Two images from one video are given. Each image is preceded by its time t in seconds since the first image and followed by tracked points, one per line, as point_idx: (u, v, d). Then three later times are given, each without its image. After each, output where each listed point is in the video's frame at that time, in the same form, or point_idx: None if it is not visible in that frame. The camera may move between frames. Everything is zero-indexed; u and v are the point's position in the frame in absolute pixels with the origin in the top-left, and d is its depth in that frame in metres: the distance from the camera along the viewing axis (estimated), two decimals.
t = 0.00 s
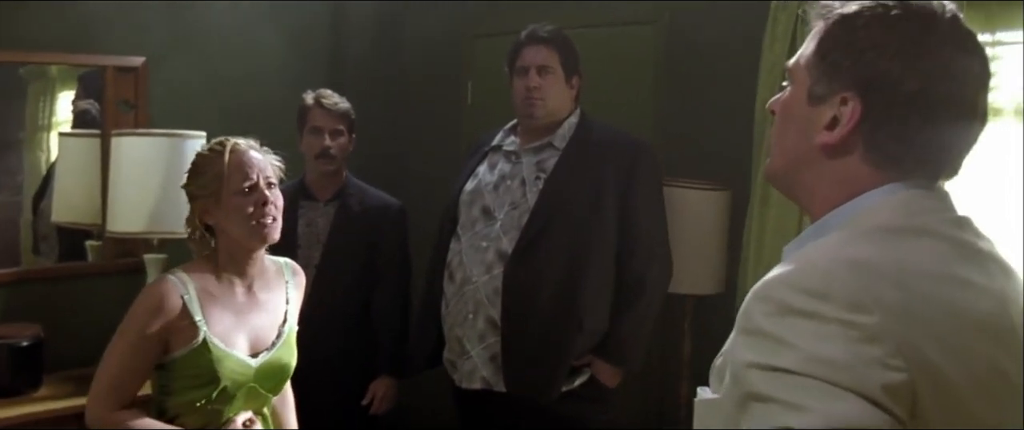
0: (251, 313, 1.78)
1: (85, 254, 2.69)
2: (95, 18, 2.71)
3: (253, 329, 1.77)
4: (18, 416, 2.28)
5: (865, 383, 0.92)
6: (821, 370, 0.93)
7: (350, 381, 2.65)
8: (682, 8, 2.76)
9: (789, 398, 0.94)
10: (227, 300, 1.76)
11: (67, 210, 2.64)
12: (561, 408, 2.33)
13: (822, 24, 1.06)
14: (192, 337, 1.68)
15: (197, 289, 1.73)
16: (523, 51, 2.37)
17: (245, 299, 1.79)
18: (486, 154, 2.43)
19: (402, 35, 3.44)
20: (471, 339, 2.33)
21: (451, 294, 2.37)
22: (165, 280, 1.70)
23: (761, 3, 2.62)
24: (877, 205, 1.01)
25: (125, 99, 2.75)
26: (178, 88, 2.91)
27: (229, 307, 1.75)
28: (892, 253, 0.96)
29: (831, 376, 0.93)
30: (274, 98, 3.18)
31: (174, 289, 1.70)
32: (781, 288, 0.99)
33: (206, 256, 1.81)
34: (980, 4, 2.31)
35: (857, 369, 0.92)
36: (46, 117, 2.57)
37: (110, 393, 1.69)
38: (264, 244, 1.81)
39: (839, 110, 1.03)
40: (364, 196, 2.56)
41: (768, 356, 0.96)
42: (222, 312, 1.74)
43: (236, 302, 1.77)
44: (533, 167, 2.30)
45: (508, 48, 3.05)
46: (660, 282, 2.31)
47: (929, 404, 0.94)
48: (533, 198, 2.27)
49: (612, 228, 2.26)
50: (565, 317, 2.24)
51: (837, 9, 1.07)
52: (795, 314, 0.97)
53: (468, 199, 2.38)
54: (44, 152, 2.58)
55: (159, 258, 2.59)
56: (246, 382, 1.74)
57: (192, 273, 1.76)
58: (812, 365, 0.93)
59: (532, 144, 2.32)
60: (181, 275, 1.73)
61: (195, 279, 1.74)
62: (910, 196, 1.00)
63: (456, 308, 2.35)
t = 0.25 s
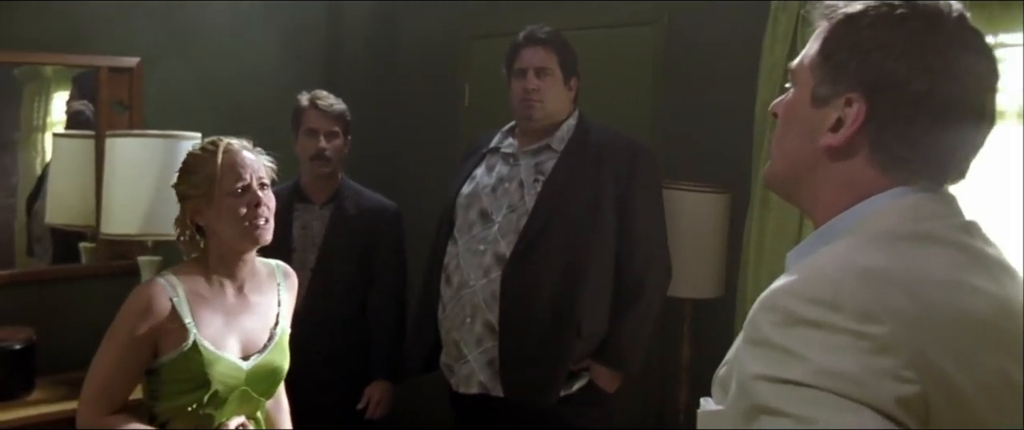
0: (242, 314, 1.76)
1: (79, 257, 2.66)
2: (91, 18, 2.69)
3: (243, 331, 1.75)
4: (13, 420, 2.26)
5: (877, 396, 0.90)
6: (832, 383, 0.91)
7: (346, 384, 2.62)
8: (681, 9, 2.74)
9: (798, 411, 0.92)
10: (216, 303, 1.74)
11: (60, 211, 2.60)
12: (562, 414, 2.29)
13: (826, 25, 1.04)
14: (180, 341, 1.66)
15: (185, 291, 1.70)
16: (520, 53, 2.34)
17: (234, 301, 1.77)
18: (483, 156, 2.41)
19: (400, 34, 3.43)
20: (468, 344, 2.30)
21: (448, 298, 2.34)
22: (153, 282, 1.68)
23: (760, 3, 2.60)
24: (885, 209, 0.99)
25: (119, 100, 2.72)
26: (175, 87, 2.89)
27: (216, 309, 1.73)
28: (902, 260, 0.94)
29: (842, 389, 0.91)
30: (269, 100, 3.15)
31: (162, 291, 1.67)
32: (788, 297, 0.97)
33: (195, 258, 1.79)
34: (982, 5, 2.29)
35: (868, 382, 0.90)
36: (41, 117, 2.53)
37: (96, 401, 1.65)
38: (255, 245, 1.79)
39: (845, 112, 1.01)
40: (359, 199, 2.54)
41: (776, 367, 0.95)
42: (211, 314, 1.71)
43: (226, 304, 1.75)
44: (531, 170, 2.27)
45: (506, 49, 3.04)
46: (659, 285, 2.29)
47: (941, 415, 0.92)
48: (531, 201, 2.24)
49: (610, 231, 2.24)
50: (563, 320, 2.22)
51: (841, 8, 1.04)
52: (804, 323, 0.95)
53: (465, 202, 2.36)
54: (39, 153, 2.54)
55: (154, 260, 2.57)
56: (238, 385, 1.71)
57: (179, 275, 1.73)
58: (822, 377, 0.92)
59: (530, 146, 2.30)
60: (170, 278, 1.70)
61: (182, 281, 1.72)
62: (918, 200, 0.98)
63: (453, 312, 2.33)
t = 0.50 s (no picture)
0: (234, 317, 1.74)
1: (75, 259, 2.63)
2: (90, 18, 2.66)
3: (235, 333, 1.73)
4: (9, 425, 2.23)
5: (893, 410, 0.89)
6: (847, 396, 0.90)
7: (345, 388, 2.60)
8: (681, 10, 2.72)
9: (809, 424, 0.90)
10: (208, 305, 1.71)
11: (56, 213, 2.56)
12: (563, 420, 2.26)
13: (838, 24, 1.03)
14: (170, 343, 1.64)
15: (175, 294, 1.68)
16: (519, 54, 2.33)
17: (226, 303, 1.75)
18: (483, 158, 2.38)
19: (399, 34, 3.43)
20: (467, 348, 2.27)
21: (447, 302, 2.32)
22: (142, 285, 1.66)
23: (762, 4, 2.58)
24: (899, 215, 0.97)
25: (115, 100, 2.69)
26: (174, 88, 2.85)
27: (207, 311, 1.71)
28: (918, 268, 0.92)
29: (857, 402, 0.89)
30: (267, 101, 3.12)
31: (152, 294, 1.65)
32: (800, 306, 0.95)
33: (187, 261, 1.76)
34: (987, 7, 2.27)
35: (883, 394, 0.89)
36: (39, 118, 2.50)
37: (88, 407, 1.62)
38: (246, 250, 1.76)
39: (858, 112, 0.99)
40: (356, 202, 2.51)
41: (788, 378, 0.93)
42: (202, 316, 1.69)
43: (218, 306, 1.73)
44: (531, 172, 2.24)
45: (506, 49, 3.04)
46: (661, 288, 2.27)
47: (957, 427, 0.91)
48: (531, 203, 2.22)
49: (611, 234, 2.22)
50: (563, 323, 2.19)
51: (854, 7, 1.03)
52: (817, 333, 0.93)
53: (464, 204, 2.34)
54: (36, 154, 2.50)
55: (151, 263, 2.54)
56: (231, 388, 1.68)
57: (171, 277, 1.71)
58: (836, 390, 0.90)
59: (530, 148, 2.27)
60: (160, 281, 1.69)
61: (173, 285, 1.70)
62: (933, 205, 0.96)
63: (452, 316, 2.30)
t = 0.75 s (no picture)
0: (232, 316, 1.72)
1: (73, 259, 2.61)
2: (91, 18, 2.64)
3: (233, 333, 1.71)
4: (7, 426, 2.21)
5: (902, 415, 0.87)
6: (856, 400, 0.88)
7: (345, 390, 2.58)
8: (683, 9, 2.70)
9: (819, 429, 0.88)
10: (204, 305, 1.70)
11: (55, 214, 2.54)
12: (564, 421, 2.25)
13: (852, 22, 1.01)
14: (165, 343, 1.62)
15: (171, 292, 1.67)
16: (521, 53, 2.30)
17: (222, 302, 1.73)
18: (484, 158, 2.36)
19: (398, 34, 3.42)
20: (469, 349, 2.25)
21: (447, 303, 2.30)
22: (137, 284, 1.65)
23: (765, 3, 2.56)
24: (913, 216, 0.95)
25: (113, 101, 2.66)
26: (174, 88, 2.83)
27: (203, 309, 1.69)
28: (933, 272, 0.90)
29: (868, 407, 0.87)
30: (267, 101, 3.10)
31: (148, 293, 1.64)
32: (810, 308, 0.93)
33: (182, 261, 1.74)
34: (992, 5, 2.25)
35: (894, 400, 0.87)
36: (38, 118, 2.48)
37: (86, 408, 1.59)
38: (240, 251, 1.74)
39: (872, 111, 0.97)
40: (355, 204, 2.50)
41: (796, 381, 0.91)
42: (199, 315, 1.68)
43: (215, 305, 1.71)
44: (532, 172, 2.22)
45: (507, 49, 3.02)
46: (664, 289, 2.25)
47: None
48: (532, 203, 2.20)
49: (613, 235, 2.20)
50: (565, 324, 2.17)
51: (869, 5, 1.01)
52: (827, 336, 0.91)
53: (465, 205, 2.32)
54: (35, 154, 2.49)
55: (150, 263, 2.54)
56: (229, 388, 1.67)
57: (166, 277, 1.70)
58: (846, 395, 0.88)
59: (531, 148, 2.25)
60: (155, 281, 1.67)
61: (169, 285, 1.68)
62: (948, 207, 0.94)
63: (452, 317, 2.28)
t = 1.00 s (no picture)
0: (229, 316, 1.70)
1: (68, 260, 2.58)
2: (90, 18, 2.62)
3: (230, 334, 1.69)
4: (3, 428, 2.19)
5: (910, 419, 0.86)
6: (863, 403, 0.86)
7: (342, 391, 2.57)
8: (683, 8, 2.68)
9: None
10: (201, 305, 1.68)
11: (51, 214, 2.52)
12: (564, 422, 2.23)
13: (856, 21, 0.99)
14: (162, 343, 1.60)
15: (168, 292, 1.64)
16: (520, 52, 2.28)
17: (219, 302, 1.71)
18: (483, 157, 2.35)
19: (397, 34, 3.41)
20: (467, 350, 2.24)
21: (446, 304, 2.28)
22: (135, 283, 1.62)
23: (766, 2, 2.54)
24: (923, 217, 0.93)
25: (109, 100, 2.63)
26: (172, 88, 2.81)
27: (201, 310, 1.67)
28: (944, 273, 0.88)
29: (876, 411, 0.86)
30: (264, 101, 3.07)
31: (145, 292, 1.61)
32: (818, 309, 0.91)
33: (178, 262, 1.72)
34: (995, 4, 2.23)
35: (903, 404, 0.86)
36: (34, 117, 2.46)
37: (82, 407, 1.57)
38: (236, 251, 1.72)
39: (880, 110, 0.95)
40: (352, 204, 2.48)
41: (804, 384, 0.89)
42: (196, 314, 1.66)
43: (212, 306, 1.69)
44: (532, 172, 2.21)
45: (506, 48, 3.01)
46: (664, 289, 2.24)
47: None
48: (531, 204, 2.18)
49: (613, 236, 2.19)
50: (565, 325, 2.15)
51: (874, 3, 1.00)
52: (835, 338, 0.89)
53: (464, 205, 2.30)
54: (31, 154, 2.46)
55: (145, 263, 2.51)
56: (225, 388, 1.65)
57: (163, 275, 1.67)
58: (855, 399, 0.86)
59: (530, 148, 2.24)
60: (154, 280, 1.64)
61: (166, 284, 1.65)
62: (959, 207, 0.92)
63: (450, 318, 2.27)
